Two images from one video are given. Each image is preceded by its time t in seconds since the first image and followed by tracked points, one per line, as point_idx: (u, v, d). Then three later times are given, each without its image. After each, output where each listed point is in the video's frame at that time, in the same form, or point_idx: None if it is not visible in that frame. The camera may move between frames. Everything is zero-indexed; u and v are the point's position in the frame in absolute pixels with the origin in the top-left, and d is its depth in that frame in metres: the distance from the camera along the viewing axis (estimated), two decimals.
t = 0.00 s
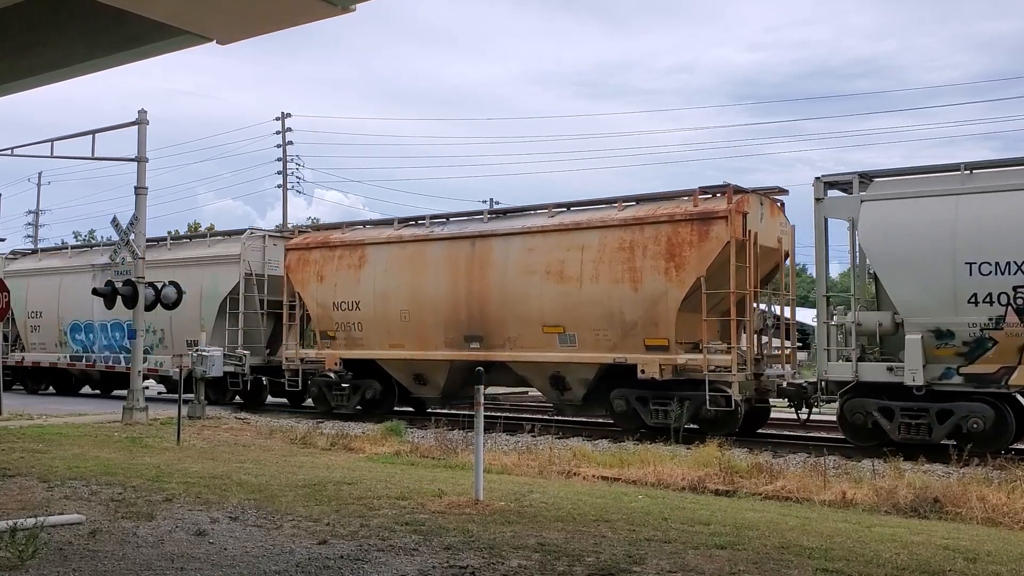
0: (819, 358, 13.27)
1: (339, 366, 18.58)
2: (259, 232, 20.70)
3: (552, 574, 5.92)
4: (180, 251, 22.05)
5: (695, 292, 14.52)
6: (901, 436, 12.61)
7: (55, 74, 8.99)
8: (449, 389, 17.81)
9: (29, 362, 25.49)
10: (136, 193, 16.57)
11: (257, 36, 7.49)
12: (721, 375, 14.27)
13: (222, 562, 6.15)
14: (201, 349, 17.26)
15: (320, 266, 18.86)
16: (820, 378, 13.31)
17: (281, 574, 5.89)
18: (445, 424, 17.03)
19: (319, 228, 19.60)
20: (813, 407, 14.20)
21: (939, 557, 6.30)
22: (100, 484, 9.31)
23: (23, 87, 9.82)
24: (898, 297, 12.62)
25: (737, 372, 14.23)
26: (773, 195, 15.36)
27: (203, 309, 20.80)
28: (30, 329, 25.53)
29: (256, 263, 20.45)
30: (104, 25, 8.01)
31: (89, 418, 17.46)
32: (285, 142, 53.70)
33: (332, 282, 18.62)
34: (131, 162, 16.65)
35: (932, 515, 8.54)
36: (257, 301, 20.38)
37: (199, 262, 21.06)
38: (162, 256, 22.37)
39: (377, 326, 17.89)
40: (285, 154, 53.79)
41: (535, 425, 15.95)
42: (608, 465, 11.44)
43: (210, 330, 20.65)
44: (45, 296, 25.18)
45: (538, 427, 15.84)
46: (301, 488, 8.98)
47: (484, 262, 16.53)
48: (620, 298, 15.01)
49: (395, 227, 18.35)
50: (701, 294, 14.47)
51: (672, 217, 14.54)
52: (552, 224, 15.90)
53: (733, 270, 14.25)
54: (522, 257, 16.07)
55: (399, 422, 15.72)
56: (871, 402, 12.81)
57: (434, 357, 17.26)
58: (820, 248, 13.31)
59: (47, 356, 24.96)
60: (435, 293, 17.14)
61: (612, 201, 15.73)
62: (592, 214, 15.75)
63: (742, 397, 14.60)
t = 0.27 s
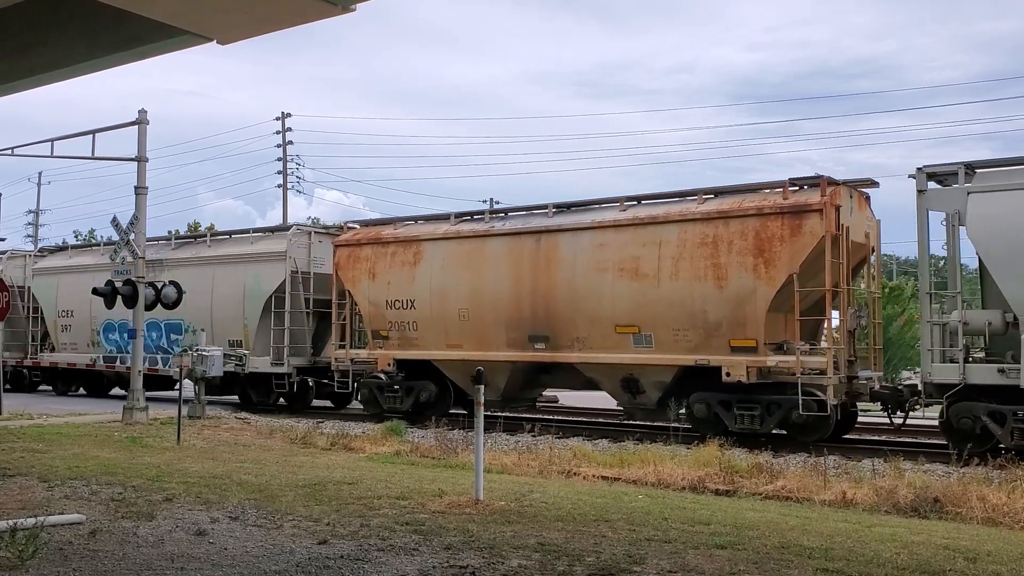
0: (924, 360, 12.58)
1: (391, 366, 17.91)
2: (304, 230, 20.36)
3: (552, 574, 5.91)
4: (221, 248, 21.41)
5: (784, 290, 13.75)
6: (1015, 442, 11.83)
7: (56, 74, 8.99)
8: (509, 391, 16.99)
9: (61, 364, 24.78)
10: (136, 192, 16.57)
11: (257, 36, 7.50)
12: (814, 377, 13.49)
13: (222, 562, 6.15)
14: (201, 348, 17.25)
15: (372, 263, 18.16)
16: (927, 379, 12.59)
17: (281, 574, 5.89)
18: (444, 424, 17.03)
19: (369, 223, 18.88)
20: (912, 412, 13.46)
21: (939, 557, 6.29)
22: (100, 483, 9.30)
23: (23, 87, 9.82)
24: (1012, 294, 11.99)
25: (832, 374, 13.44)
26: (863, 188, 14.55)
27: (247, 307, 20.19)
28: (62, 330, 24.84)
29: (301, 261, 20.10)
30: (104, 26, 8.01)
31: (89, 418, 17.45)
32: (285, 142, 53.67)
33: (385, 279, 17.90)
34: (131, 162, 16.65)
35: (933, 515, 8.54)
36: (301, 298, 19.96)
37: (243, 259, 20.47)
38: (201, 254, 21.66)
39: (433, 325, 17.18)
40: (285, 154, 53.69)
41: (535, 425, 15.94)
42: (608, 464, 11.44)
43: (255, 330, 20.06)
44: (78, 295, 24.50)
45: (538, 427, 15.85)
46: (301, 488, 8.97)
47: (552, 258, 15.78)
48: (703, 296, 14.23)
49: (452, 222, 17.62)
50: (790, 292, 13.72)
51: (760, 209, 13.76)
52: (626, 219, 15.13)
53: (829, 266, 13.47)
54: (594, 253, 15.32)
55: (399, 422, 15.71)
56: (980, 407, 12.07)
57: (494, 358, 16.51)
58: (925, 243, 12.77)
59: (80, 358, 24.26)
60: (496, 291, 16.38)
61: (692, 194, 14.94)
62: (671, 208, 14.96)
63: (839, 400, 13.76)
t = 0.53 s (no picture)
0: None
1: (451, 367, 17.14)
2: (353, 227, 19.64)
3: (553, 574, 5.91)
4: (264, 245, 20.71)
5: (885, 288, 13.02)
6: None
7: (55, 75, 8.99)
8: (576, 393, 16.30)
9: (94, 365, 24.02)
10: (136, 192, 16.57)
11: (257, 36, 7.49)
12: (917, 380, 12.76)
13: (222, 562, 6.15)
14: (202, 348, 17.26)
15: (427, 260, 17.34)
16: None
17: (281, 574, 5.88)
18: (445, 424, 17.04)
19: (421, 217, 18.01)
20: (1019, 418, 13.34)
21: (940, 557, 6.29)
22: (100, 483, 9.30)
23: (23, 87, 9.81)
24: None
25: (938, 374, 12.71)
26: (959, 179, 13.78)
27: (294, 306, 19.60)
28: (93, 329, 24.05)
29: (350, 259, 19.42)
30: (104, 26, 8.01)
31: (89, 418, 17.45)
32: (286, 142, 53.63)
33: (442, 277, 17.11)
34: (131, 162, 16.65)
35: (933, 515, 8.54)
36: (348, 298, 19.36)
37: (288, 258, 19.85)
38: (243, 251, 20.97)
39: (496, 324, 16.43)
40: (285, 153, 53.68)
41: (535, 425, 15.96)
42: (608, 465, 11.45)
43: (301, 330, 19.50)
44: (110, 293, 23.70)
45: (538, 427, 15.85)
46: (301, 488, 8.98)
47: (627, 254, 15.04)
48: (795, 294, 13.51)
49: (512, 216, 16.84)
50: (890, 290, 12.99)
51: (859, 203, 13.02)
52: (708, 213, 14.37)
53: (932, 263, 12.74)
54: (675, 249, 14.56)
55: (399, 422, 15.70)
56: None
57: (563, 359, 15.78)
58: None
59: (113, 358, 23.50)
60: (565, 289, 15.65)
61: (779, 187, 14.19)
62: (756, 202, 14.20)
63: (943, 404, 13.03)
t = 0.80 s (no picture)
0: None
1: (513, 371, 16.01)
2: (405, 223, 18.65)
3: (552, 574, 5.92)
4: (312, 242, 19.61)
5: (996, 286, 11.96)
6: None
7: (56, 75, 8.99)
8: (649, 398, 15.20)
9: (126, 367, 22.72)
10: (136, 193, 16.57)
11: (257, 37, 7.49)
12: None
13: (222, 562, 6.15)
14: (202, 348, 17.27)
15: (487, 256, 16.22)
16: None
17: (281, 574, 5.89)
18: (445, 424, 17.06)
19: (476, 211, 16.88)
20: None
21: (939, 557, 6.30)
22: (100, 484, 9.31)
23: (23, 87, 9.82)
24: None
25: None
26: None
27: (343, 305, 18.54)
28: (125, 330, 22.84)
29: (402, 256, 18.41)
30: (104, 26, 8.01)
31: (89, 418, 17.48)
32: (286, 142, 53.63)
33: (504, 274, 16.00)
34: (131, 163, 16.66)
35: (933, 515, 8.54)
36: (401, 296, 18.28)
37: (338, 254, 18.78)
38: (289, 248, 19.86)
39: (562, 324, 15.35)
40: (285, 153, 53.67)
41: (535, 425, 15.97)
42: (608, 465, 11.46)
43: (351, 330, 18.46)
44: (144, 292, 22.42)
45: (538, 427, 15.86)
46: (301, 488, 8.99)
47: (708, 250, 14.01)
48: (898, 292, 12.49)
49: (579, 210, 15.75)
50: (1002, 288, 11.93)
51: (967, 194, 11.99)
52: (801, 205, 13.30)
53: None
54: (762, 244, 13.55)
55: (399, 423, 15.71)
56: None
57: (637, 362, 14.69)
58: None
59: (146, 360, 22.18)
60: (639, 287, 14.57)
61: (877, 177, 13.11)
62: (850, 194, 13.15)
63: None
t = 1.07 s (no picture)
0: None
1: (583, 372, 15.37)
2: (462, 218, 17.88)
3: (552, 574, 5.92)
4: (362, 238, 18.83)
5: None
6: None
7: (56, 75, 8.99)
8: (729, 402, 14.50)
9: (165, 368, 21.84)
10: (136, 193, 16.57)
11: (257, 37, 7.49)
12: None
13: (222, 562, 6.16)
14: (201, 349, 17.27)
15: (552, 252, 15.69)
16: None
17: (281, 574, 5.90)
18: (444, 424, 17.07)
19: (539, 206, 16.36)
20: None
21: (939, 557, 6.30)
22: (100, 484, 9.32)
23: (23, 87, 9.81)
24: None
25: None
26: None
27: (396, 302, 17.86)
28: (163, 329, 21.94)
29: (457, 253, 17.66)
30: (103, 26, 8.00)
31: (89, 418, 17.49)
32: (286, 143, 53.59)
33: (571, 271, 15.47)
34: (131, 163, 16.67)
35: (933, 515, 8.54)
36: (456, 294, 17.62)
37: (392, 250, 18.03)
38: (338, 245, 19.07)
39: (637, 323, 14.76)
40: (285, 153, 53.65)
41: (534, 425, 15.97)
42: (608, 465, 11.45)
43: (405, 329, 17.77)
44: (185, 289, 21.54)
45: (538, 426, 15.86)
46: (302, 488, 8.99)
47: (802, 245, 13.41)
48: (1011, 289, 11.82)
49: (654, 204, 15.20)
50: None
51: None
52: (902, 197, 12.67)
53: None
54: (861, 239, 12.93)
55: (399, 423, 15.71)
56: None
57: (721, 363, 14.05)
58: None
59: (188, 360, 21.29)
60: (722, 284, 13.98)
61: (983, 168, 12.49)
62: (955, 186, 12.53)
63: None
